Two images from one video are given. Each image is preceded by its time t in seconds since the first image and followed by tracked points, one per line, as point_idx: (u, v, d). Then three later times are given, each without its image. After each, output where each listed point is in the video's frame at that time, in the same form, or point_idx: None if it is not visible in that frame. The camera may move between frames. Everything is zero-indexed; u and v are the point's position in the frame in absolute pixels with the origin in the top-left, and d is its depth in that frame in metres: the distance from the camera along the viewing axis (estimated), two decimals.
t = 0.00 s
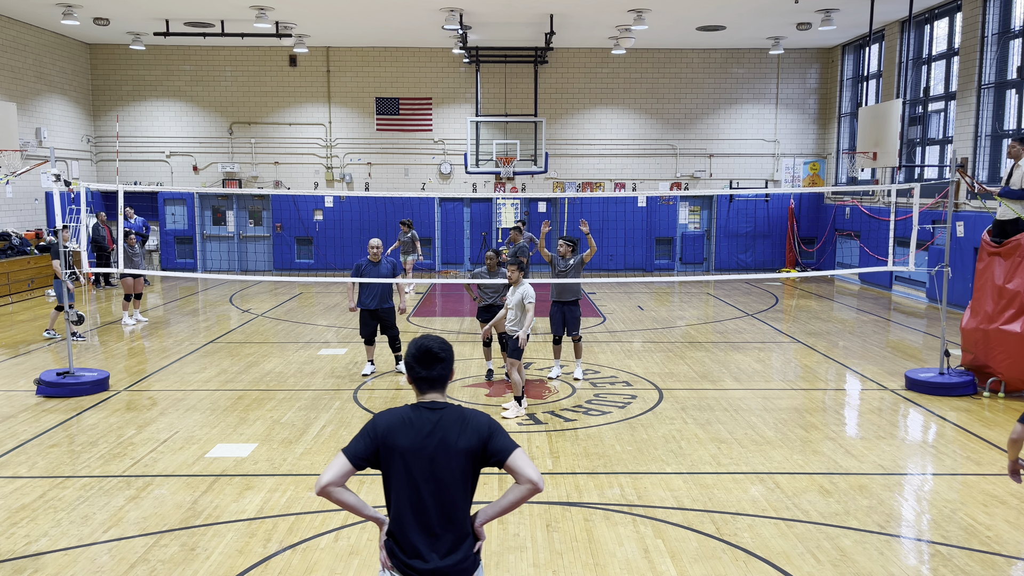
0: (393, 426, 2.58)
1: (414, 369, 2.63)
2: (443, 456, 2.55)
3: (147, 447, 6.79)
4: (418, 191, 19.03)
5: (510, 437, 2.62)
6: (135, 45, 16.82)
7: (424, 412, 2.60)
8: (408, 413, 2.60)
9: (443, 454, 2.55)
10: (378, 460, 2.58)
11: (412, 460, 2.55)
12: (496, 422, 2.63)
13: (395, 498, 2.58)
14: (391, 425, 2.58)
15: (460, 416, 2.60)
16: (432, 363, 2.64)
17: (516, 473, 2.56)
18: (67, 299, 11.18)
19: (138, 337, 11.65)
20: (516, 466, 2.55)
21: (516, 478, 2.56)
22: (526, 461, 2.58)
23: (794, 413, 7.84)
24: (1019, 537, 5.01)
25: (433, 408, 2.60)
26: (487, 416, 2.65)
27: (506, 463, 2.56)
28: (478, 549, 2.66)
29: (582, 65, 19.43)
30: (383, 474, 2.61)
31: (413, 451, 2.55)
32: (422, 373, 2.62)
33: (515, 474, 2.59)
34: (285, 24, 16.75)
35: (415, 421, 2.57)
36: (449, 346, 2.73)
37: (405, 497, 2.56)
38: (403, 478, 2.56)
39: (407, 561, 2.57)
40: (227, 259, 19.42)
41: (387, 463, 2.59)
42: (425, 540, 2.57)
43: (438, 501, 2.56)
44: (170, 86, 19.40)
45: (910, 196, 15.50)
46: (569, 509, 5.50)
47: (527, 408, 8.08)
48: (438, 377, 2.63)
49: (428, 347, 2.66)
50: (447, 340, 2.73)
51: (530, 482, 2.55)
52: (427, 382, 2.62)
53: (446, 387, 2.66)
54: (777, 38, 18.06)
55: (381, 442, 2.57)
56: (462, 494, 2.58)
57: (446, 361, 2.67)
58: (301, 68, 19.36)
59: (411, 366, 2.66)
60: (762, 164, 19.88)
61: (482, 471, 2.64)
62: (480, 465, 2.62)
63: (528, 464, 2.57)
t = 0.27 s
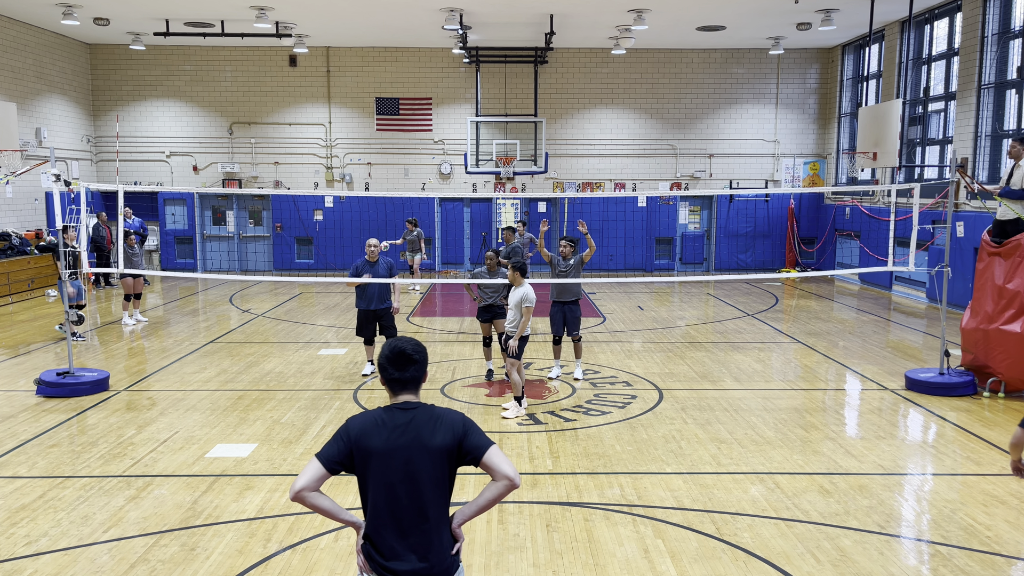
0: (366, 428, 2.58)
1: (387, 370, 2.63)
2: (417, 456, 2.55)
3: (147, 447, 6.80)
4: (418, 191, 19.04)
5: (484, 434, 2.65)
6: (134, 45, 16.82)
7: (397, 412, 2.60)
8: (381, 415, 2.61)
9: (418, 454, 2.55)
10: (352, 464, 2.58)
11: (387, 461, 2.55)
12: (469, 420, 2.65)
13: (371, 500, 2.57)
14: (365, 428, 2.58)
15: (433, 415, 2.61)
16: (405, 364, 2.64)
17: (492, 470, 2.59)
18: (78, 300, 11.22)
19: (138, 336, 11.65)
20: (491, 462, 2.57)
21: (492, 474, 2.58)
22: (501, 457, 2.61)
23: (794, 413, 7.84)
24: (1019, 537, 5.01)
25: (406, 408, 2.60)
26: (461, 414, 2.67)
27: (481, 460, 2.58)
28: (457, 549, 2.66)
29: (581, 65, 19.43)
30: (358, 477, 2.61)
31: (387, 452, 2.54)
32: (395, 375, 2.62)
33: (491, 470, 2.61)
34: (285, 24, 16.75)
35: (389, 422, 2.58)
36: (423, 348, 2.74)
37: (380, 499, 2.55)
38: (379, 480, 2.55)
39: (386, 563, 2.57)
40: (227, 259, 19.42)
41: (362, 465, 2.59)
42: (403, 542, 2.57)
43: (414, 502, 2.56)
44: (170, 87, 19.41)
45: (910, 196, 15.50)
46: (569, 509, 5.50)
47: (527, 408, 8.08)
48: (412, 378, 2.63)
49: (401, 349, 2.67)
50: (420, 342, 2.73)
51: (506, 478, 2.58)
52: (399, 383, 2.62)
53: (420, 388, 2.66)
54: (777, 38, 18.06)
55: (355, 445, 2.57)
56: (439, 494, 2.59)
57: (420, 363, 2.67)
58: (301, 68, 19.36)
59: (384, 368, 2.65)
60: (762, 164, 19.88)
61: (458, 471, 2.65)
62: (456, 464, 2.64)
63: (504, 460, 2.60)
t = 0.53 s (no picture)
0: (358, 432, 2.58)
1: (378, 372, 2.63)
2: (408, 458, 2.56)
3: (147, 447, 6.80)
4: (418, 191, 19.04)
5: (475, 433, 2.64)
6: (134, 45, 16.82)
7: (387, 414, 2.61)
8: (371, 418, 2.62)
9: (409, 456, 2.57)
10: (345, 468, 2.59)
11: (379, 464, 2.56)
12: (460, 419, 2.64)
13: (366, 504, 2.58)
14: (355, 432, 2.58)
15: (424, 417, 2.62)
16: (396, 365, 2.64)
17: (483, 469, 2.58)
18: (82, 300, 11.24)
19: (138, 336, 11.65)
20: (482, 462, 2.57)
21: (483, 474, 2.57)
22: (492, 456, 2.60)
23: (794, 413, 7.84)
24: (1020, 537, 5.01)
25: (396, 410, 2.60)
26: (452, 414, 2.67)
27: (472, 460, 2.58)
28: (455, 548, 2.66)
29: (581, 65, 19.43)
30: (352, 481, 2.61)
31: (379, 455, 2.55)
32: (384, 376, 2.62)
33: (482, 470, 2.60)
34: (285, 24, 16.76)
35: (380, 424, 2.59)
36: (415, 348, 2.73)
37: (373, 502, 2.56)
38: (372, 483, 2.56)
39: (382, 565, 2.57)
40: (227, 259, 19.42)
41: (355, 469, 2.59)
42: (399, 543, 2.57)
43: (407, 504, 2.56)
44: (169, 86, 19.41)
45: (910, 196, 15.51)
46: (569, 509, 5.50)
47: (528, 408, 8.08)
48: (402, 378, 2.62)
49: (392, 349, 2.66)
50: (411, 342, 2.73)
51: (497, 478, 2.56)
52: (390, 384, 2.62)
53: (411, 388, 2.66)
54: (777, 38, 18.06)
55: (347, 449, 2.57)
56: (432, 494, 2.59)
57: (410, 363, 2.66)
58: (301, 68, 19.37)
59: (375, 368, 2.65)
60: (762, 164, 19.88)
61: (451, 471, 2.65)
62: (448, 464, 2.64)
63: (494, 459, 2.59)
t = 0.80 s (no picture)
0: (380, 432, 2.58)
1: (401, 372, 2.63)
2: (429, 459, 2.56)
3: (147, 447, 6.80)
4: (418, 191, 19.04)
5: (496, 435, 2.62)
6: (135, 45, 16.82)
7: (410, 415, 2.61)
8: (393, 418, 2.62)
9: (430, 457, 2.57)
10: (368, 468, 2.60)
11: (400, 464, 2.56)
12: (482, 421, 2.63)
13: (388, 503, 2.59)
14: (378, 432, 2.58)
15: (446, 418, 2.61)
16: (419, 366, 2.63)
17: (503, 472, 2.57)
18: (82, 300, 11.25)
19: (138, 336, 11.65)
20: (502, 465, 2.55)
21: (503, 477, 2.56)
22: (513, 459, 2.58)
23: (794, 413, 7.84)
24: (1019, 537, 5.01)
25: (418, 411, 2.60)
26: (472, 415, 2.66)
27: (492, 463, 2.57)
28: (475, 548, 2.67)
29: (581, 65, 19.43)
30: (374, 480, 2.63)
31: (401, 455, 2.56)
32: (408, 375, 2.61)
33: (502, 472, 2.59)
34: (285, 24, 16.75)
35: (401, 425, 2.59)
36: (438, 348, 2.72)
37: (395, 502, 2.56)
38: (394, 483, 2.56)
39: (403, 564, 2.59)
40: (227, 259, 19.42)
41: (377, 469, 2.60)
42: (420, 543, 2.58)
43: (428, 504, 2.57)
44: (170, 87, 19.41)
45: (910, 196, 15.51)
46: (569, 509, 5.50)
47: (528, 408, 8.08)
48: (425, 378, 2.62)
49: (416, 349, 2.65)
50: (435, 342, 2.72)
51: (518, 481, 2.56)
52: (413, 384, 2.62)
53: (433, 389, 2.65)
54: (777, 38, 18.06)
55: (370, 449, 2.58)
56: (452, 495, 2.60)
57: (434, 364, 2.66)
58: (301, 68, 19.37)
59: (398, 368, 2.65)
60: (762, 164, 19.88)
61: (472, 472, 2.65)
62: (469, 466, 2.64)
63: (515, 461, 2.57)
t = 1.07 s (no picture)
0: (418, 428, 2.60)
1: (443, 370, 2.65)
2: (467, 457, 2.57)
3: (147, 447, 6.80)
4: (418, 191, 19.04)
5: (534, 436, 2.62)
6: (135, 45, 16.82)
7: (449, 412, 2.62)
8: (433, 414, 2.63)
9: (468, 454, 2.57)
10: (406, 462, 2.61)
11: (439, 460, 2.57)
12: (520, 421, 2.63)
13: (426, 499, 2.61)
14: (416, 428, 2.60)
15: (485, 417, 2.61)
16: (461, 365, 2.65)
17: (540, 472, 2.57)
18: (82, 301, 11.26)
19: (138, 336, 11.65)
20: (540, 465, 2.55)
21: (540, 477, 2.56)
22: (550, 459, 2.58)
23: (794, 413, 7.84)
24: (1019, 537, 5.01)
25: (457, 409, 2.61)
26: (510, 415, 2.65)
27: (530, 462, 2.57)
28: (510, 545, 2.70)
29: (582, 65, 19.42)
30: (412, 475, 2.64)
31: (440, 451, 2.57)
32: (450, 374, 2.64)
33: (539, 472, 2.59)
34: (285, 24, 16.75)
35: (440, 422, 2.60)
36: (479, 348, 2.74)
37: (433, 497, 2.58)
38: (432, 479, 2.58)
39: (438, 559, 2.61)
40: (227, 259, 19.42)
41: (415, 464, 2.62)
42: (455, 540, 2.60)
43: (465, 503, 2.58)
44: (170, 87, 19.40)
45: (910, 196, 15.51)
46: (569, 509, 5.50)
47: (527, 408, 8.08)
48: (467, 378, 2.65)
49: (457, 348, 2.68)
50: (475, 341, 2.74)
51: (556, 480, 2.56)
52: (456, 383, 2.64)
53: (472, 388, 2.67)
54: (777, 38, 18.06)
55: (408, 444, 2.60)
56: (489, 493, 2.60)
57: (475, 364, 2.68)
58: (301, 68, 19.37)
59: (440, 366, 2.67)
60: (762, 164, 19.88)
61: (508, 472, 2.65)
62: (505, 465, 2.64)
63: (552, 462, 2.57)
